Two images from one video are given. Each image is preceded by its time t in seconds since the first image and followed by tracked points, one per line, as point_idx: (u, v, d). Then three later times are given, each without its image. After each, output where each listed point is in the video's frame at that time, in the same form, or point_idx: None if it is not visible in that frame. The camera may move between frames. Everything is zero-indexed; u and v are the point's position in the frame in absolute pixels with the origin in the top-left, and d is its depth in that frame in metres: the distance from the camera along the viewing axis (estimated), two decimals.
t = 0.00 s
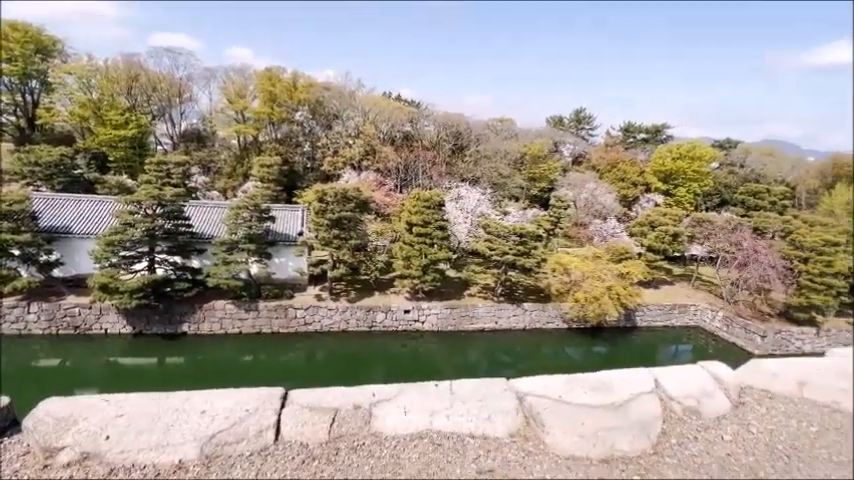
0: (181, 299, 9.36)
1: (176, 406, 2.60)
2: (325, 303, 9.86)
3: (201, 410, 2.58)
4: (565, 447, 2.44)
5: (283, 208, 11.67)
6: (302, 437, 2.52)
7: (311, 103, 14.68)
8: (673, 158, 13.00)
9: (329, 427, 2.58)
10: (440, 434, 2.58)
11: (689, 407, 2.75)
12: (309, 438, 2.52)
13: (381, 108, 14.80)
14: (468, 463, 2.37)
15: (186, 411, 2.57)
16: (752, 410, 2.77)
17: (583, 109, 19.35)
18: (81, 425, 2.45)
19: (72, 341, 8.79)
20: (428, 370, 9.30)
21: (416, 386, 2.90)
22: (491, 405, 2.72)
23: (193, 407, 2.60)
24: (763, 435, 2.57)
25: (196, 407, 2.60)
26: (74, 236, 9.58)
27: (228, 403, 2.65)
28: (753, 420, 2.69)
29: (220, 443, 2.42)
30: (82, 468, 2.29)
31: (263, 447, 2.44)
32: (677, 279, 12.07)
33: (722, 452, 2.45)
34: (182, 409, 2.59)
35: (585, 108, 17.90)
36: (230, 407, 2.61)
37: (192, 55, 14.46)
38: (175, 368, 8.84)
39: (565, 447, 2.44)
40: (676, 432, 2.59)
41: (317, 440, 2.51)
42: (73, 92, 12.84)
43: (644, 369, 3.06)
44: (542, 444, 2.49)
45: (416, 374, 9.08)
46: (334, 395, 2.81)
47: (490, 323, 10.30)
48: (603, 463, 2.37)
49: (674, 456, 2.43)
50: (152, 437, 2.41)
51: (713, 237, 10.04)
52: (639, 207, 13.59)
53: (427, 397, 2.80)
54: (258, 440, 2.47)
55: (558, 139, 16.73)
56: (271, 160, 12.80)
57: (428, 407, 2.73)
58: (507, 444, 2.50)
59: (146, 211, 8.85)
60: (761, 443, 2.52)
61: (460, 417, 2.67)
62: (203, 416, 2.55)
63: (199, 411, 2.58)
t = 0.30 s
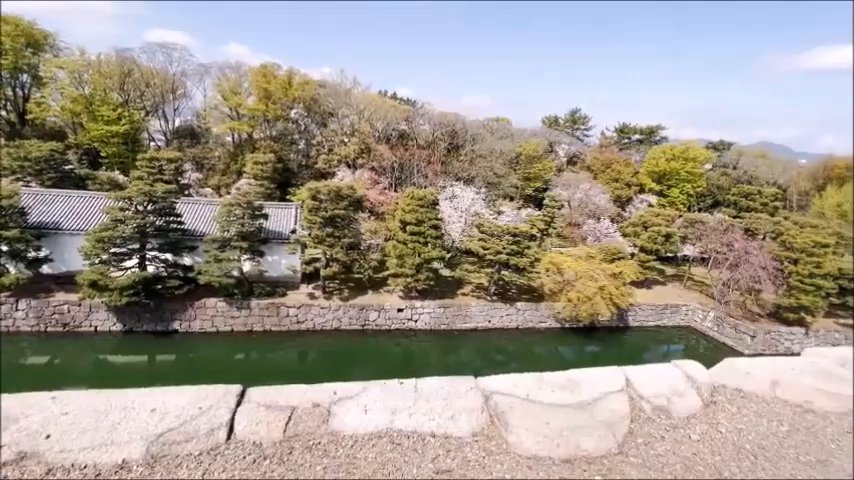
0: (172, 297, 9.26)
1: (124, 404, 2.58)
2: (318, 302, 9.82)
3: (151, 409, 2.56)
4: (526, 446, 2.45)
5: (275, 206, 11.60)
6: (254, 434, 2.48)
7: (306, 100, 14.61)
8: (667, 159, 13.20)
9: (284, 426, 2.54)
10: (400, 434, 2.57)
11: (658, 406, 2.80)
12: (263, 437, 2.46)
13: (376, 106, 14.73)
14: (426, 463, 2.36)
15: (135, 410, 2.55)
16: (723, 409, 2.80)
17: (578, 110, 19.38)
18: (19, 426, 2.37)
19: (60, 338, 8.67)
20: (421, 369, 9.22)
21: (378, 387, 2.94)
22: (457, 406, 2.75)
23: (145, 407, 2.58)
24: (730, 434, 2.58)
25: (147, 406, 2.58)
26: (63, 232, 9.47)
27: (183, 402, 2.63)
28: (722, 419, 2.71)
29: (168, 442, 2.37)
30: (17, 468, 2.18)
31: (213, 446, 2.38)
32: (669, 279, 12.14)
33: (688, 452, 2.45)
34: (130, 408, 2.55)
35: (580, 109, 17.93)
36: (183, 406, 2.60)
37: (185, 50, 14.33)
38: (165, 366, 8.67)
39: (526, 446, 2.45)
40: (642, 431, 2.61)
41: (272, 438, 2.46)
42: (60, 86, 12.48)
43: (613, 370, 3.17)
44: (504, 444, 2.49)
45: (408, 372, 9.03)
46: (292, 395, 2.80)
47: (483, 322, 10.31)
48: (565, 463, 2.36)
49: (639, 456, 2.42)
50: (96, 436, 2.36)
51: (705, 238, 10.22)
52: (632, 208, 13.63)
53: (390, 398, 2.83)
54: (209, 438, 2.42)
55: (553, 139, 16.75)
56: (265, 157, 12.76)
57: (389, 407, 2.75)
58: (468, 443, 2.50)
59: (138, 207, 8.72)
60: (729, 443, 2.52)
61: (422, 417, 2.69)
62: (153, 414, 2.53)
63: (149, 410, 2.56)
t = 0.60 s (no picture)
0: (165, 295, 9.19)
1: (74, 406, 2.69)
2: (312, 301, 9.78)
3: (100, 411, 2.67)
4: (489, 450, 2.55)
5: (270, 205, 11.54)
6: (207, 437, 2.58)
7: (303, 99, 14.61)
8: (663, 161, 13.13)
9: (239, 429, 2.64)
10: (358, 437, 2.65)
11: (627, 409, 2.91)
12: (216, 440, 2.56)
13: (374, 105, 14.72)
14: (382, 468, 2.45)
15: (84, 412, 2.66)
16: (694, 414, 2.89)
17: (575, 111, 19.43)
18: None
19: (52, 336, 8.59)
20: (415, 369, 9.17)
21: (335, 390, 3.03)
22: (415, 410, 2.85)
23: (94, 408, 2.69)
24: (698, 439, 2.68)
25: (96, 409, 2.68)
26: (56, 229, 9.43)
27: (133, 403, 2.76)
28: (691, 423, 2.81)
29: (115, 445, 2.47)
30: None
31: (164, 449, 2.49)
32: (664, 281, 12.17)
33: (654, 458, 2.55)
34: (79, 410, 2.66)
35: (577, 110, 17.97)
36: (134, 408, 2.72)
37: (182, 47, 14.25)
38: (158, 365, 8.59)
39: (488, 451, 2.55)
40: (610, 436, 2.71)
41: (225, 440, 2.56)
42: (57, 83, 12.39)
43: (586, 372, 3.27)
44: (466, 449, 2.59)
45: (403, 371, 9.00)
46: (247, 397, 2.91)
47: (478, 322, 10.30)
48: (526, 467, 2.47)
49: (602, 461, 2.52)
50: (41, 439, 2.43)
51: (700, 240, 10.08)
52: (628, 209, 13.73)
53: (351, 400, 2.93)
54: (159, 442, 2.52)
55: (550, 140, 16.78)
56: (260, 155, 12.67)
57: (349, 410, 2.83)
58: (428, 448, 2.59)
59: (131, 205, 8.65)
60: (696, 447, 2.62)
61: (383, 420, 2.78)
62: (103, 416, 2.64)
63: (100, 412, 2.67)
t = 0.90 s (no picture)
0: (163, 295, 9.18)
1: (30, 405, 2.87)
2: (310, 302, 9.79)
3: (57, 409, 2.89)
4: (451, 452, 2.77)
5: (268, 205, 11.52)
6: (164, 436, 2.81)
7: (303, 100, 14.73)
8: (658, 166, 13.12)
9: (197, 428, 2.88)
10: (319, 437, 2.86)
11: (596, 412, 3.15)
12: (173, 439, 2.80)
13: (374, 106, 14.80)
14: (340, 468, 2.63)
15: (40, 410, 2.85)
16: (666, 416, 3.16)
17: (575, 113, 19.43)
18: None
19: (49, 335, 8.52)
20: (414, 370, 9.08)
21: (302, 390, 3.26)
22: (380, 411, 3.08)
23: (52, 407, 2.90)
24: (667, 441, 2.90)
25: (53, 407, 2.90)
26: (53, 228, 9.41)
27: (92, 402, 2.99)
28: (662, 425, 3.05)
29: (69, 443, 2.68)
30: None
31: (119, 447, 2.72)
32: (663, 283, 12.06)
33: (619, 460, 2.73)
34: (35, 408, 2.85)
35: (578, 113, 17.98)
36: (91, 407, 2.95)
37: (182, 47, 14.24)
38: (156, 364, 8.50)
39: (450, 453, 2.77)
40: (575, 438, 2.92)
41: (182, 439, 2.80)
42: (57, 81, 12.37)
43: (561, 372, 3.55)
44: (427, 450, 2.81)
45: (401, 372, 8.94)
46: (209, 397, 3.17)
47: (476, 324, 10.30)
48: (486, 470, 2.67)
49: (565, 463, 2.71)
50: None
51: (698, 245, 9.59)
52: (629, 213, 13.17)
53: (314, 401, 3.15)
54: (113, 440, 2.75)
55: (550, 142, 16.80)
56: (260, 155, 12.60)
57: (312, 410, 3.06)
58: (389, 449, 2.81)
59: (129, 204, 8.63)
60: (663, 450, 2.82)
61: (345, 420, 3.00)
62: (58, 414, 2.85)
63: (56, 410, 2.88)
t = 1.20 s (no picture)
0: (161, 295, 9.19)
1: None
2: (308, 302, 9.79)
3: (14, 407, 2.82)
4: (413, 453, 2.75)
5: (267, 205, 11.55)
6: (121, 437, 2.82)
7: (302, 100, 14.73)
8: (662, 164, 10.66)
9: (155, 428, 2.89)
10: (280, 438, 2.86)
11: (567, 413, 3.12)
12: (129, 439, 2.81)
13: (374, 107, 14.87)
14: (297, 469, 2.64)
15: None
16: (638, 417, 3.14)
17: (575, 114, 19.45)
18: None
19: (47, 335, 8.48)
20: (412, 371, 9.03)
21: (266, 390, 3.25)
22: (345, 411, 3.06)
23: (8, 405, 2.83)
24: (637, 443, 2.88)
25: (10, 405, 2.83)
26: (53, 228, 9.45)
27: (49, 401, 2.95)
28: (634, 427, 3.04)
29: (21, 443, 2.65)
30: None
31: (72, 448, 2.72)
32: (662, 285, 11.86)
33: (585, 461, 2.71)
34: None
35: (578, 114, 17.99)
36: (48, 406, 2.91)
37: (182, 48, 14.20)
38: (153, 364, 8.50)
39: (412, 454, 2.75)
40: (542, 440, 2.90)
41: (139, 440, 2.81)
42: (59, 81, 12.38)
43: (534, 373, 3.49)
44: (389, 451, 2.80)
45: (400, 372, 8.90)
46: (170, 397, 3.17)
47: (475, 325, 10.29)
48: (449, 470, 2.66)
49: (529, 465, 2.69)
50: None
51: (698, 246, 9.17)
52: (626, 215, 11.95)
53: (278, 401, 3.13)
54: (67, 441, 2.74)
55: (550, 144, 16.82)
56: (259, 155, 12.63)
57: (275, 410, 3.04)
58: (350, 451, 2.80)
59: (127, 204, 8.62)
60: (632, 452, 2.80)
61: (309, 420, 2.99)
62: (13, 414, 2.78)
63: (12, 409, 2.81)
